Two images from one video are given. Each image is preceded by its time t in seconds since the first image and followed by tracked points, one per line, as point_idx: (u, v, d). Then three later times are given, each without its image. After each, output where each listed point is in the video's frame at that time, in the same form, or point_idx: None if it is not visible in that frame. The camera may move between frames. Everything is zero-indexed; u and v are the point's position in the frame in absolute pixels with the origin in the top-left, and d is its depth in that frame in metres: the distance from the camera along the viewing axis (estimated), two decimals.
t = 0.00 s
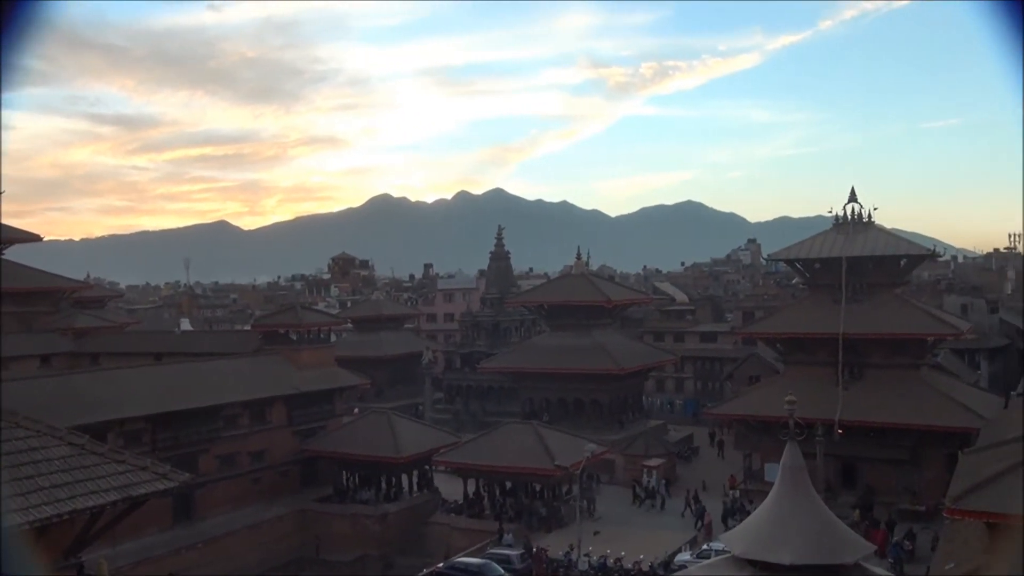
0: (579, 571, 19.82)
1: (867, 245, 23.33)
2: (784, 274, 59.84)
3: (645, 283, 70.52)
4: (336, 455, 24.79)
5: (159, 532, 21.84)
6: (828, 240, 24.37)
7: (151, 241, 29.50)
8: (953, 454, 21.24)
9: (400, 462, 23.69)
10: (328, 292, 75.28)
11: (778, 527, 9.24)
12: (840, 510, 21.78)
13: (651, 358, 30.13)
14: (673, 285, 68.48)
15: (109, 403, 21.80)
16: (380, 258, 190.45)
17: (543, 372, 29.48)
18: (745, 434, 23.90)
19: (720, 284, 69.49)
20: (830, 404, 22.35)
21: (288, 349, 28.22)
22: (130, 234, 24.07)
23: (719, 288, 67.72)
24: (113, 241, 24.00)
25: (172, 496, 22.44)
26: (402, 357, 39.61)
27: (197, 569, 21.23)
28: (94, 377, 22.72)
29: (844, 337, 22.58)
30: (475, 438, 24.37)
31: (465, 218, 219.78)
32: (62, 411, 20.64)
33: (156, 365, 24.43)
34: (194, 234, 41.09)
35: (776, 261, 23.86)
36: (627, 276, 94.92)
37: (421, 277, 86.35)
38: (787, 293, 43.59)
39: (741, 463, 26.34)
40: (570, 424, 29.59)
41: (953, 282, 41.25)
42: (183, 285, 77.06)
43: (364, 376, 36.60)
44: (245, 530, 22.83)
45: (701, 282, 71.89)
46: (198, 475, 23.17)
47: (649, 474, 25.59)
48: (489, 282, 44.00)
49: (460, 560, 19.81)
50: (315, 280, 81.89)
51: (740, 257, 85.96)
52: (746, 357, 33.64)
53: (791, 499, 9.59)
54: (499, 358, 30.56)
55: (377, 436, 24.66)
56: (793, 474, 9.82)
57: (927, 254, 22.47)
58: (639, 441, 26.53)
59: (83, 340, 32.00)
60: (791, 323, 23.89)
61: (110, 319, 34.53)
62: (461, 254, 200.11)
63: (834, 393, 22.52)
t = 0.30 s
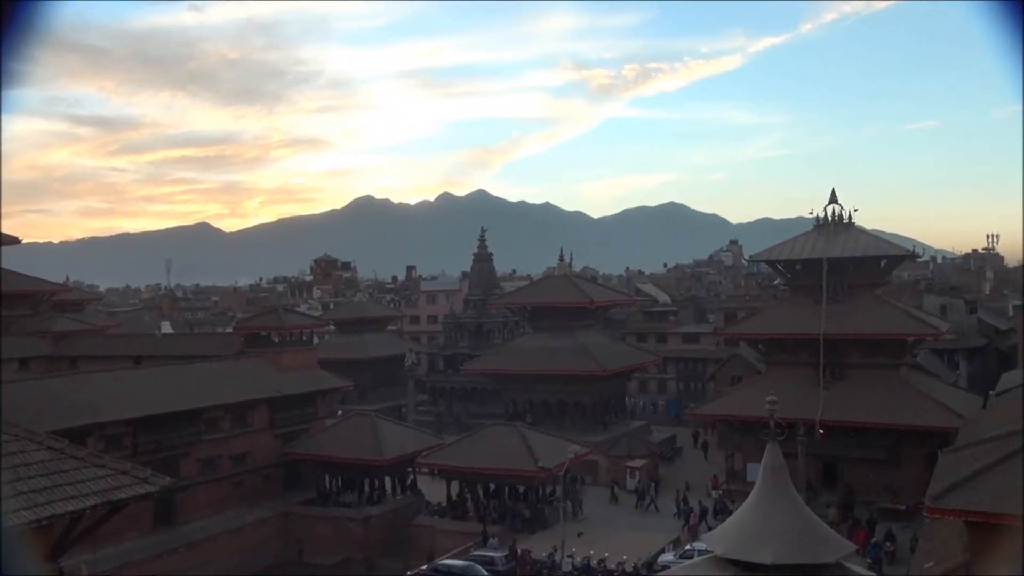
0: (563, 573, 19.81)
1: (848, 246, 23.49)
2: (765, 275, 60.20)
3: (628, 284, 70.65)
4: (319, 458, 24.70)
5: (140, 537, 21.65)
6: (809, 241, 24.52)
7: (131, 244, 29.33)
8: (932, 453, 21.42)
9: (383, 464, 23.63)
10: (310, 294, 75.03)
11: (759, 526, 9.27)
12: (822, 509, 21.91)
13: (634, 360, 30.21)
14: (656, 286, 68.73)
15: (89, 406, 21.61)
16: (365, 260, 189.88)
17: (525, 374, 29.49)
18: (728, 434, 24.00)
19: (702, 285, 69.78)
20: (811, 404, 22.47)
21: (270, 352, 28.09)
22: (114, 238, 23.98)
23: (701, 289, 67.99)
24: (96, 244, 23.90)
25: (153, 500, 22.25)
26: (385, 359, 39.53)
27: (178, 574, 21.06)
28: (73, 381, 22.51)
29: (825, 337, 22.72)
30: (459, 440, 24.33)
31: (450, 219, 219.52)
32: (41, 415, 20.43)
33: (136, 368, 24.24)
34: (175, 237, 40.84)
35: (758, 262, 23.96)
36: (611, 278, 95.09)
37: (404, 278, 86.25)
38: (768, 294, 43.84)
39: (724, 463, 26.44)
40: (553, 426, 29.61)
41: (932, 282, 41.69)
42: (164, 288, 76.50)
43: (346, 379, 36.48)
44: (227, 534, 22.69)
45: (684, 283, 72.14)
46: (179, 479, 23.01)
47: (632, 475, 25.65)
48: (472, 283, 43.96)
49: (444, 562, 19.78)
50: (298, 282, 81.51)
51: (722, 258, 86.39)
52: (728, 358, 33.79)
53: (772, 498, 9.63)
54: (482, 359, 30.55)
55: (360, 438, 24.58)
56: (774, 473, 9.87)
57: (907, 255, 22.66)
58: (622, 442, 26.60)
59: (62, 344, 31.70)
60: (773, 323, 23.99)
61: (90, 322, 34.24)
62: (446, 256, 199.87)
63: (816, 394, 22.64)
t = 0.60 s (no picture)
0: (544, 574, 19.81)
1: (826, 247, 23.67)
2: (744, 275, 60.57)
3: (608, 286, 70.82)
4: (299, 461, 24.57)
5: (117, 542, 21.42)
6: (788, 242, 24.68)
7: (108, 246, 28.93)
8: (908, 453, 21.63)
9: (363, 467, 23.54)
10: (289, 296, 74.64)
11: (738, 525, 9.29)
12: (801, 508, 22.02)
13: (614, 361, 30.28)
14: (636, 287, 68.95)
15: (65, 411, 21.36)
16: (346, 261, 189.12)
17: (506, 376, 29.48)
18: (708, 435, 24.10)
19: (682, 286, 70.05)
20: (789, 404, 22.62)
21: (249, 355, 27.91)
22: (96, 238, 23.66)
23: (681, 290, 68.26)
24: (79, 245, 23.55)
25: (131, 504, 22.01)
26: (365, 362, 39.40)
27: None
28: (49, 385, 22.25)
29: (804, 337, 22.88)
30: (439, 442, 24.28)
31: (432, 220, 219.12)
32: (16, 420, 20.18)
33: (113, 372, 24.00)
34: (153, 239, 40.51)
35: (738, 264, 24.08)
36: (591, 279, 95.27)
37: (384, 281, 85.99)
38: (747, 295, 44.08)
39: (703, 464, 26.55)
40: (534, 427, 29.62)
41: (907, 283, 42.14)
42: (140, 290, 75.77)
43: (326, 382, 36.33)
44: (206, 538, 22.49)
45: (664, 285, 72.38)
46: (157, 483, 22.80)
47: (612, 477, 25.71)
48: (452, 285, 43.88)
49: (425, 565, 19.71)
50: (276, 284, 80.99)
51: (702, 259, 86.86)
52: (708, 359, 33.95)
53: (750, 498, 9.66)
54: (462, 361, 30.50)
55: (339, 441, 24.47)
56: (752, 472, 9.90)
57: (884, 256, 22.87)
58: (603, 443, 26.67)
59: (37, 348, 31.34)
60: (752, 324, 24.11)
61: (66, 326, 33.87)
62: (428, 257, 199.43)
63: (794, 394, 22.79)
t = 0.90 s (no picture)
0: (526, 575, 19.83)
1: (806, 248, 23.84)
2: (726, 276, 60.92)
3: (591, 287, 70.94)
4: (281, 463, 24.46)
5: (96, 545, 21.21)
6: (768, 243, 24.83)
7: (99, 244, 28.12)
8: (887, 453, 21.84)
9: (345, 469, 23.47)
10: (271, 297, 74.24)
11: (719, 525, 9.32)
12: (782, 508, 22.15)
13: (596, 362, 30.35)
14: (618, 288, 69.15)
15: (44, 412, 21.14)
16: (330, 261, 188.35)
17: (488, 377, 29.48)
18: (689, 435, 24.21)
19: (664, 287, 70.32)
20: (770, 404, 22.76)
21: (230, 356, 27.76)
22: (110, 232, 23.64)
23: (663, 291, 68.53)
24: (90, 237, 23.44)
25: (110, 507, 21.82)
26: (347, 363, 39.29)
27: None
28: (27, 386, 22.01)
29: (784, 338, 23.03)
30: (422, 443, 24.25)
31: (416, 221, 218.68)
32: None
33: (93, 373, 23.78)
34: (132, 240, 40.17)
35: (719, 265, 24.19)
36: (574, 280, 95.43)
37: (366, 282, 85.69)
38: (729, 295, 44.33)
39: (685, 464, 26.67)
40: (517, 428, 29.63)
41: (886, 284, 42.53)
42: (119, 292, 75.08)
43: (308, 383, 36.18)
44: (187, 541, 22.33)
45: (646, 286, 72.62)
46: (137, 486, 22.62)
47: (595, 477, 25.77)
48: (435, 286, 43.80)
49: (406, 567, 19.67)
50: (257, 285, 80.54)
51: (684, 261, 87.24)
52: (689, 360, 34.09)
53: (731, 498, 9.69)
54: (445, 363, 30.47)
55: (321, 443, 24.39)
56: (733, 472, 9.94)
57: (863, 257, 23.07)
58: (585, 444, 26.74)
59: (14, 350, 31.00)
60: (733, 325, 24.23)
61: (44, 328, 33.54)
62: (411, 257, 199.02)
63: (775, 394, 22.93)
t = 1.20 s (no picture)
0: None
1: (784, 249, 24.00)
2: (704, 276, 61.33)
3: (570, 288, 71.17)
4: (260, 464, 24.34)
5: (72, 549, 20.97)
6: (746, 244, 24.99)
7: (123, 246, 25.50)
8: (863, 452, 22.04)
9: (324, 470, 23.38)
10: (249, 297, 73.89)
11: (697, 525, 9.34)
12: (760, 507, 22.27)
13: (575, 362, 30.43)
14: (598, 289, 69.38)
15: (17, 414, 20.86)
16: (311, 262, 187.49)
17: (468, 378, 29.46)
18: (668, 435, 24.30)
19: (643, 288, 70.66)
20: (748, 404, 22.90)
21: (207, 357, 27.57)
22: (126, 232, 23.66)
23: (642, 292, 68.83)
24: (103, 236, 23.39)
25: (85, 510, 21.59)
26: (326, 364, 39.20)
27: None
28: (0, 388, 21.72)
29: (762, 338, 23.17)
30: (401, 444, 24.19)
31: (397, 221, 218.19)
32: None
33: (68, 375, 23.51)
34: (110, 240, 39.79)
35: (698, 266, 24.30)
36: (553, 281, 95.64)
37: (345, 282, 85.50)
38: (708, 296, 44.63)
39: (664, 464, 26.79)
40: (497, 429, 29.67)
41: (863, 285, 42.90)
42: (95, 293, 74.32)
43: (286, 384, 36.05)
44: (163, 544, 22.14)
45: (626, 286, 72.87)
46: (113, 489, 22.40)
47: (574, 477, 25.87)
48: (414, 287, 43.70)
49: (385, 568, 19.60)
50: (236, 286, 80.10)
51: (663, 262, 87.75)
52: (669, 360, 34.24)
53: (708, 497, 9.72)
54: (424, 363, 30.43)
55: (300, 445, 24.26)
56: (711, 471, 9.98)
57: (840, 258, 23.27)
58: (565, 444, 26.82)
59: None
60: (712, 325, 24.33)
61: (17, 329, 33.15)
62: (393, 258, 198.54)
63: (752, 394, 23.09)
